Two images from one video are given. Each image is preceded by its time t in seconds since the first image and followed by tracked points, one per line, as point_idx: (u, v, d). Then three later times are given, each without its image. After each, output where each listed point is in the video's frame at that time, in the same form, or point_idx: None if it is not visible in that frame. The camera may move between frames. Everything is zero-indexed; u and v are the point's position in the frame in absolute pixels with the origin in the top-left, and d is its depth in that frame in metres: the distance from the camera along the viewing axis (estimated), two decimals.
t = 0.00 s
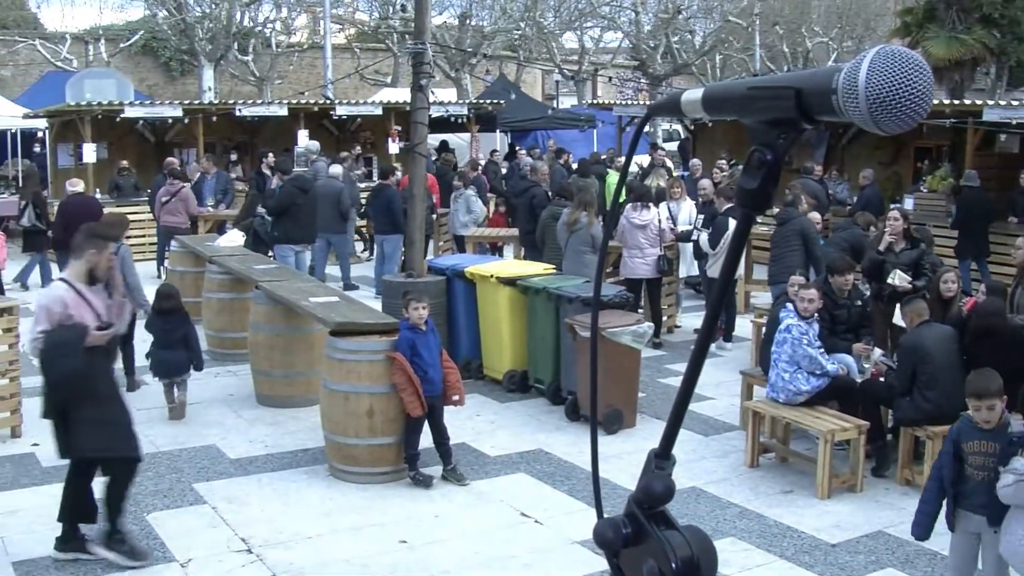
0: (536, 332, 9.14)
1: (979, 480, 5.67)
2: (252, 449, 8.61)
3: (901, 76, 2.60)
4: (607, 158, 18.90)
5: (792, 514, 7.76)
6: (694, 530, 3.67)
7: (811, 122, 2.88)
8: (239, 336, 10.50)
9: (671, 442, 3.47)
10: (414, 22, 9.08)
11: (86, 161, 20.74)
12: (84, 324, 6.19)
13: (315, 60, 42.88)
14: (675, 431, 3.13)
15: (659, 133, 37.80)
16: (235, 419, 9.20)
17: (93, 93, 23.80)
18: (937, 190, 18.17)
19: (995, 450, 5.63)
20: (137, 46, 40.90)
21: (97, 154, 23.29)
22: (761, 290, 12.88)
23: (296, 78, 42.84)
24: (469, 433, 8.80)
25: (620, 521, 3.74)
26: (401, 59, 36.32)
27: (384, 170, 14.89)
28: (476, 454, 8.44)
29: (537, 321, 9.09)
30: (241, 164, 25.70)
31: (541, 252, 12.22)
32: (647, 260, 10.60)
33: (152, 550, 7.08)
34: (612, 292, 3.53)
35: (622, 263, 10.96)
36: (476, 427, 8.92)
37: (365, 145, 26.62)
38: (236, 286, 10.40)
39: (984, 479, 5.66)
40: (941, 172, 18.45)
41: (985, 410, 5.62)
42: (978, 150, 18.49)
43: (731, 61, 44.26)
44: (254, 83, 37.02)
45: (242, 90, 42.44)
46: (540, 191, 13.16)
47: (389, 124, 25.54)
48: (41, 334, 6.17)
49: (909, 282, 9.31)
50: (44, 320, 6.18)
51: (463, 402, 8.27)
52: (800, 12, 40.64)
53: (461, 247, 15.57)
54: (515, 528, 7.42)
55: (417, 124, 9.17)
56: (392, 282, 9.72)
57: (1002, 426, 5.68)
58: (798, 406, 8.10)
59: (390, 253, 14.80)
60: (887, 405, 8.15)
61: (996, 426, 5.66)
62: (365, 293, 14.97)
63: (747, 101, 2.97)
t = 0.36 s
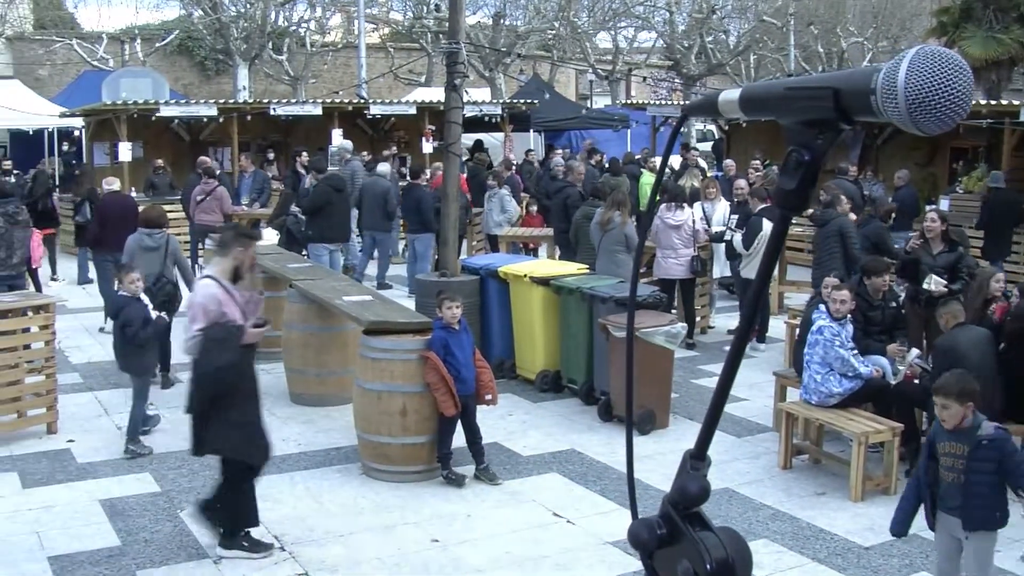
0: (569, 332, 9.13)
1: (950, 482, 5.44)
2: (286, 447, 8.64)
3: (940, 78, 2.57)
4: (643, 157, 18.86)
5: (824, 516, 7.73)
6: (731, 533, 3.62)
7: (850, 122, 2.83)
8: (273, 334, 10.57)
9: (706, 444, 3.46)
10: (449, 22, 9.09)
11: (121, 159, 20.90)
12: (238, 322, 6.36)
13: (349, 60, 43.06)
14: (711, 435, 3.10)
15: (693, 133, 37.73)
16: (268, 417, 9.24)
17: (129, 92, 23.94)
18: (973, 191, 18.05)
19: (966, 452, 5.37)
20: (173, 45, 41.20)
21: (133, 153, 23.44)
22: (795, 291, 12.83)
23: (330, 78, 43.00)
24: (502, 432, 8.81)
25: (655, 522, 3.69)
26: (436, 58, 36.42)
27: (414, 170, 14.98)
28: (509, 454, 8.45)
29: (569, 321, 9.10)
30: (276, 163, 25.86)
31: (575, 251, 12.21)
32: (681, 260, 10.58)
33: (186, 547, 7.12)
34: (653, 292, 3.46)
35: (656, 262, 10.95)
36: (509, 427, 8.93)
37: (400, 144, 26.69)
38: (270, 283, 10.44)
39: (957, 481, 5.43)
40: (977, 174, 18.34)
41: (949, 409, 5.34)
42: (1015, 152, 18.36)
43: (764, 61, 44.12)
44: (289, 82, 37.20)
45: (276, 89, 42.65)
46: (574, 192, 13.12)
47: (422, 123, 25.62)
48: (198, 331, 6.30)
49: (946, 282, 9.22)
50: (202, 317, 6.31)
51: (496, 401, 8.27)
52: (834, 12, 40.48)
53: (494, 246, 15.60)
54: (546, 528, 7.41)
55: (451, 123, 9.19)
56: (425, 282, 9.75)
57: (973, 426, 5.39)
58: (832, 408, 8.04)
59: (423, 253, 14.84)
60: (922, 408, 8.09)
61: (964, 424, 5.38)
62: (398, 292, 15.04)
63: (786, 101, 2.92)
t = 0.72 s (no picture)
0: (601, 332, 9.13)
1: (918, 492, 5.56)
2: (317, 446, 8.67)
3: (977, 79, 2.55)
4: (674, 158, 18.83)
5: (854, 518, 7.69)
6: (764, 536, 3.58)
7: (885, 123, 2.80)
8: (304, 332, 10.62)
9: (740, 445, 3.41)
10: (481, 22, 9.10)
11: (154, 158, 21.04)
12: (377, 319, 6.71)
13: (381, 59, 43.23)
14: (743, 440, 3.09)
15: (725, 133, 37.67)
16: (298, 416, 9.27)
17: (162, 90, 24.05)
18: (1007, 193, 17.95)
19: (923, 463, 5.52)
20: (206, 45, 41.50)
21: (166, 151, 23.50)
22: (828, 292, 12.79)
23: (362, 77, 43.13)
24: (532, 432, 8.81)
25: (687, 523, 3.66)
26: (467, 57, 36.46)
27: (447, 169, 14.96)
28: (539, 454, 8.44)
29: (601, 321, 9.10)
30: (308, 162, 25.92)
31: (606, 251, 12.20)
32: (712, 260, 10.57)
33: (217, 544, 7.15)
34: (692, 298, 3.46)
35: (688, 263, 10.95)
36: (539, 426, 8.93)
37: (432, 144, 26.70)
38: (302, 282, 10.48)
39: (918, 491, 5.56)
40: (1011, 176, 18.24)
41: (905, 417, 5.47)
42: None
43: (796, 60, 44.08)
44: (321, 81, 37.38)
45: (308, 88, 42.82)
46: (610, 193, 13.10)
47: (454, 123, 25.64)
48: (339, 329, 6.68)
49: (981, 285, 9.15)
50: (342, 315, 6.68)
51: (526, 401, 8.26)
52: (867, 12, 40.30)
53: (526, 245, 15.60)
54: (576, 528, 7.41)
55: (483, 123, 9.21)
56: (456, 281, 9.77)
57: (930, 437, 5.50)
58: (864, 411, 7.99)
59: (453, 252, 14.88)
60: (954, 410, 8.04)
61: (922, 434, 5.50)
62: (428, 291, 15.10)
63: (821, 102, 2.88)
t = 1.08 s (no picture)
0: (631, 332, 9.10)
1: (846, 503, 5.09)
2: (345, 444, 8.70)
3: (1012, 78, 2.56)
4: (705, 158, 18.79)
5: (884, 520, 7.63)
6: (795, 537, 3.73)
7: (918, 124, 2.85)
8: (334, 331, 10.68)
9: (768, 450, 3.68)
10: (510, 21, 9.10)
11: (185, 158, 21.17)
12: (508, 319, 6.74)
13: (411, 59, 43.30)
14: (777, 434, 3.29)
15: (755, 133, 37.53)
16: (328, 414, 9.30)
17: (194, 90, 24.15)
18: None
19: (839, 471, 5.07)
20: (237, 44, 41.69)
21: (198, 151, 23.59)
22: (858, 293, 12.73)
23: (392, 77, 43.23)
24: (561, 432, 8.81)
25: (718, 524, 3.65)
26: (497, 56, 36.48)
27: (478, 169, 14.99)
28: (568, 454, 8.44)
29: (631, 322, 9.08)
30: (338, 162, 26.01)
31: (635, 251, 12.18)
32: (741, 260, 10.54)
33: (246, 542, 7.19)
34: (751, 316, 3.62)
35: (717, 263, 10.88)
36: (567, 427, 8.93)
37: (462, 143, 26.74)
38: (331, 281, 10.54)
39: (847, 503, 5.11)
40: None
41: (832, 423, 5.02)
42: None
43: (828, 60, 43.81)
44: (349, 80, 37.50)
45: (338, 88, 42.95)
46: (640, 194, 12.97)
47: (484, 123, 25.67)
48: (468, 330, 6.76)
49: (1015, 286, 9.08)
50: (472, 316, 6.77)
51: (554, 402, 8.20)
52: (898, 11, 40.04)
53: (555, 245, 15.62)
54: (604, 528, 7.40)
55: (512, 122, 9.24)
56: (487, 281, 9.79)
57: (856, 445, 5.01)
58: (896, 414, 8.00)
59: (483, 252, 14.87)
60: (986, 412, 7.99)
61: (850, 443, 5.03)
62: (457, 290, 15.14)
63: (856, 101, 2.94)
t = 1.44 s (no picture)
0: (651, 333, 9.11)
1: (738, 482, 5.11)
2: (367, 442, 8.72)
3: None
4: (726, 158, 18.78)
5: (905, 522, 7.61)
6: (819, 542, 3.55)
7: (945, 125, 2.71)
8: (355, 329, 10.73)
9: (791, 447, 3.44)
10: (532, 21, 9.11)
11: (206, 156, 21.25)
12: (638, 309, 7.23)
13: (433, 58, 43.39)
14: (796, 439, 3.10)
15: (777, 134, 37.50)
16: (349, 413, 9.31)
17: (215, 90, 24.22)
18: None
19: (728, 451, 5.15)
20: (259, 43, 41.82)
21: (219, 150, 23.66)
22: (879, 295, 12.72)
23: (413, 77, 43.32)
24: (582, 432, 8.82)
25: (740, 524, 3.69)
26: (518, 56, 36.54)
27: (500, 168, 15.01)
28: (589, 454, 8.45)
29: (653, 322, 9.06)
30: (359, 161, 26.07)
31: (657, 251, 12.19)
32: (761, 261, 10.54)
33: (266, 539, 7.20)
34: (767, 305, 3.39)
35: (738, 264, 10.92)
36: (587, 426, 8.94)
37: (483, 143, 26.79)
38: (352, 280, 10.60)
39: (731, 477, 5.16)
40: None
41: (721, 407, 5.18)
42: None
43: (850, 61, 43.70)
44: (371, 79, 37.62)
45: (360, 87, 43.07)
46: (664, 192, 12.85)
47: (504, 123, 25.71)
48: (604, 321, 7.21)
49: None
50: (608, 308, 7.21)
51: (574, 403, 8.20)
52: (921, 11, 39.96)
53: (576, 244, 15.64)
54: (624, 529, 7.39)
55: (534, 122, 9.26)
56: (507, 280, 9.78)
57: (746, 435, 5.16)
58: (917, 415, 7.94)
59: (505, 252, 14.86)
60: (1008, 415, 7.97)
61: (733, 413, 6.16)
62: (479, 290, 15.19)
63: (881, 101, 2.80)
